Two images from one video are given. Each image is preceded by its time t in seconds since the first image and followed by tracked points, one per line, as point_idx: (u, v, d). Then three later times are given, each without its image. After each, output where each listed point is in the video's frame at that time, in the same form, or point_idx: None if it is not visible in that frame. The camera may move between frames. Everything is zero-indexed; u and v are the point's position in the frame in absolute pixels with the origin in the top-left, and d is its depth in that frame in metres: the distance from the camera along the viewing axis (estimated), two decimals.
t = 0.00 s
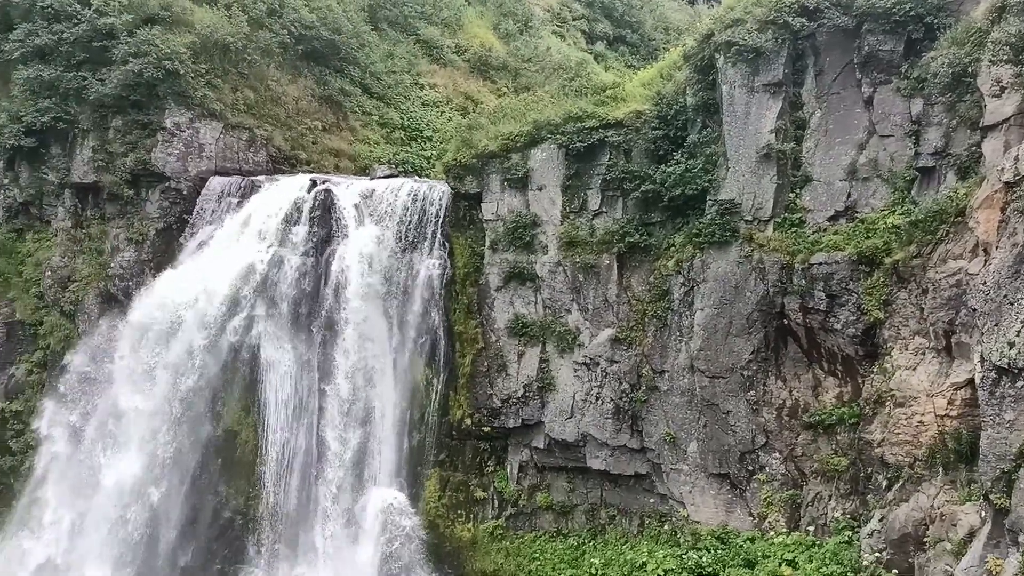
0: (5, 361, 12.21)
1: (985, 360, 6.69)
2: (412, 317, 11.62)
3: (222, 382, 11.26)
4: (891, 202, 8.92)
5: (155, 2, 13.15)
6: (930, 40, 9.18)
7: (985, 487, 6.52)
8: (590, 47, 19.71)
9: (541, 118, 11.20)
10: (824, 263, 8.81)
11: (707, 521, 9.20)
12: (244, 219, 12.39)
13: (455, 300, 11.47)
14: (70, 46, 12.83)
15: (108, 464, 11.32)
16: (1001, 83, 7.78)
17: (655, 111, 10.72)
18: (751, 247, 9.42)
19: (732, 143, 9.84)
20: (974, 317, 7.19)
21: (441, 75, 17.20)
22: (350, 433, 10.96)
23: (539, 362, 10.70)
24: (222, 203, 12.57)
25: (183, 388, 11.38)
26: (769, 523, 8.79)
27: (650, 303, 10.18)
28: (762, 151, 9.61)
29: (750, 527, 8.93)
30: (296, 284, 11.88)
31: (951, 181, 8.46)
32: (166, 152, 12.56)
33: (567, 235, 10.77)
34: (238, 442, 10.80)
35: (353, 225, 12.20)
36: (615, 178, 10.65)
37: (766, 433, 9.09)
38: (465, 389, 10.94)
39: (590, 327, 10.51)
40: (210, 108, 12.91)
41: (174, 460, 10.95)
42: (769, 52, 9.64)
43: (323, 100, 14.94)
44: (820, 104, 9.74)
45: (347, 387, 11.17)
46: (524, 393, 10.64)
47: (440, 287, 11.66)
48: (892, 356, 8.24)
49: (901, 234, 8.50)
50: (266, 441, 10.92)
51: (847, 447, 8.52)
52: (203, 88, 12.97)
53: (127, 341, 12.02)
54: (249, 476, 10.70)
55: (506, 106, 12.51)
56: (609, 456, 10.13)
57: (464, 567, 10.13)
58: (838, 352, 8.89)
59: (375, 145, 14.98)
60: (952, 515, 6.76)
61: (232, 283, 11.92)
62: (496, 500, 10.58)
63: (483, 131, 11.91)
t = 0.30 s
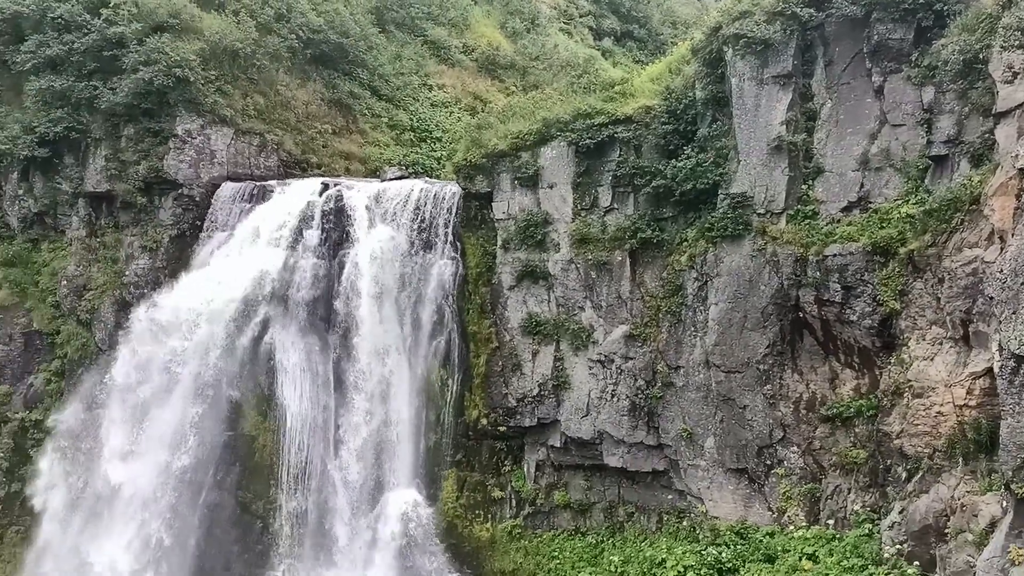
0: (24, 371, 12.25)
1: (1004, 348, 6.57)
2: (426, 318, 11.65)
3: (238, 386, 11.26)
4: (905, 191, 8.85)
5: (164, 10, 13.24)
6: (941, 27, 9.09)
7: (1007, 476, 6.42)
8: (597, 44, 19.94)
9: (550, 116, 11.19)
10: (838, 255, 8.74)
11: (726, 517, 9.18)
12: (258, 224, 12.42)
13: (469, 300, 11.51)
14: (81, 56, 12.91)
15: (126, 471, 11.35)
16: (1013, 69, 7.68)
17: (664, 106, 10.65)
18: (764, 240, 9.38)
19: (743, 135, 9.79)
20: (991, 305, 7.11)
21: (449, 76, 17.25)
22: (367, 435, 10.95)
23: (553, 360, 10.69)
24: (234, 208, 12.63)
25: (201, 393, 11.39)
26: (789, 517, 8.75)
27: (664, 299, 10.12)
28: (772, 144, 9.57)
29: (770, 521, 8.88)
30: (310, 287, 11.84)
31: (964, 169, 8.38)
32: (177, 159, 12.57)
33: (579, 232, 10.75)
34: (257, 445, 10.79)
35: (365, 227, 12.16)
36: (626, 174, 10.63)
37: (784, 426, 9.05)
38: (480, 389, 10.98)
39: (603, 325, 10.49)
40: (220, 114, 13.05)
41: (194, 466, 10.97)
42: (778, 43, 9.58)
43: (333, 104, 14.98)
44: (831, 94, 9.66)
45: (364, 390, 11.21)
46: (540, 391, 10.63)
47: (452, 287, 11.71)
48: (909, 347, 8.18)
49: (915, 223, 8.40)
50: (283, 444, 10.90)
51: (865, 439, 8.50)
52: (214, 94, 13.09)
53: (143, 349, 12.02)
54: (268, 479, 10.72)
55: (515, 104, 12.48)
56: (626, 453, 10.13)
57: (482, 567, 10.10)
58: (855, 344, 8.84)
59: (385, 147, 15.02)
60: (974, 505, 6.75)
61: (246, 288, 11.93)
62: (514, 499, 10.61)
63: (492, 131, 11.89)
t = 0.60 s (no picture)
0: (47, 380, 12.45)
1: None
2: (442, 318, 11.61)
3: (258, 389, 11.31)
4: (920, 178, 8.82)
5: (175, 17, 13.30)
6: (954, 11, 8.99)
7: None
8: (606, 38, 20.13)
9: (561, 112, 11.19)
10: (855, 244, 8.70)
11: (747, 509, 9.14)
12: (273, 228, 12.43)
13: (484, 298, 11.48)
14: (93, 66, 12.97)
15: (150, 473, 11.51)
16: None
17: (675, 99, 10.60)
18: (780, 231, 9.32)
19: (756, 126, 9.73)
20: (1011, 292, 6.96)
21: (459, 75, 17.22)
22: (387, 436, 11.00)
23: (570, 356, 10.68)
24: (248, 213, 12.65)
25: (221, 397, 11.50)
26: (812, 508, 8.72)
27: (680, 292, 10.07)
28: (786, 134, 9.52)
29: (792, 513, 8.85)
30: (326, 289, 11.82)
31: (981, 153, 8.31)
32: (191, 166, 12.61)
33: (593, 228, 10.74)
34: (276, 448, 10.77)
35: (380, 228, 12.17)
36: (638, 168, 10.59)
37: (804, 418, 9.03)
38: (498, 387, 10.97)
39: (620, 320, 10.45)
40: (232, 119, 12.94)
41: (216, 469, 11.11)
42: (788, 32, 9.50)
43: (344, 106, 15.00)
44: (844, 82, 9.57)
45: (382, 390, 11.24)
46: (558, 387, 10.63)
47: (468, 286, 11.64)
48: (929, 334, 8.11)
49: (932, 210, 8.35)
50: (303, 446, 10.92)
51: (887, 428, 8.45)
52: (226, 100, 13.03)
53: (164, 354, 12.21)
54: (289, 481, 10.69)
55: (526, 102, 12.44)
56: (646, 448, 10.07)
57: (505, 564, 10.13)
58: (874, 333, 8.77)
59: (397, 148, 15.00)
60: (997, 493, 6.51)
61: (263, 291, 12.00)
62: (534, 496, 10.61)
63: (504, 129, 11.92)
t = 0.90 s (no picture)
0: (73, 391, 12.67)
1: None
2: (462, 320, 11.61)
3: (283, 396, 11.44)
4: (942, 167, 8.70)
5: (191, 28, 13.37)
6: None
7: None
8: (621, 36, 20.28)
9: (577, 111, 11.17)
10: (877, 235, 8.66)
11: (774, 505, 9.08)
12: (293, 235, 12.48)
13: (504, 299, 11.52)
14: (112, 78, 13.17)
15: (178, 477, 11.63)
16: None
17: (691, 94, 10.57)
18: (800, 225, 9.25)
19: (774, 119, 9.63)
20: None
21: (474, 76, 17.34)
22: (411, 439, 11.02)
23: (592, 356, 10.65)
24: (268, 220, 12.73)
25: (245, 404, 11.58)
26: (839, 503, 8.65)
27: (701, 289, 10.03)
28: (805, 126, 9.40)
29: (820, 508, 8.77)
30: (346, 294, 11.86)
31: (1003, 141, 8.04)
32: (211, 175, 12.74)
33: (611, 226, 10.71)
34: (302, 454, 10.94)
35: (398, 232, 12.20)
36: (656, 165, 10.53)
37: (829, 412, 8.96)
38: (520, 387, 10.99)
39: (641, 318, 10.40)
40: (250, 127, 13.06)
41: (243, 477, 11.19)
42: (804, 24, 9.44)
43: (360, 111, 15.03)
44: (861, 73, 9.54)
45: (405, 394, 11.26)
46: (580, 387, 10.61)
47: (487, 287, 11.63)
48: (954, 325, 7.97)
49: (954, 199, 8.26)
50: (327, 451, 10.98)
51: (914, 421, 8.35)
52: (243, 109, 13.13)
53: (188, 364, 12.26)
54: (317, 487, 10.83)
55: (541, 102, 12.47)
56: (670, 446, 10.03)
57: (531, 565, 10.16)
58: (898, 325, 8.69)
59: (413, 152, 15.06)
60: None
61: (284, 298, 12.05)
62: (559, 496, 10.59)
63: (520, 129, 11.93)
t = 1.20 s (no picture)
0: (106, 397, 12.84)
1: None
2: (489, 320, 11.65)
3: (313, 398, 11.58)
4: (970, 155, 8.59)
5: (214, 36, 13.54)
6: None
7: None
8: (641, 31, 20.68)
9: (599, 108, 11.16)
10: (905, 226, 8.57)
11: (806, 500, 8.98)
12: (319, 239, 12.58)
13: (529, 298, 11.56)
14: (138, 87, 13.34)
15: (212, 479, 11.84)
16: None
17: (714, 88, 10.50)
18: (827, 217, 9.17)
19: (799, 111, 9.55)
20: None
21: (495, 76, 17.58)
22: (440, 439, 11.06)
23: (619, 352, 10.63)
24: (295, 224, 12.83)
25: (278, 407, 11.78)
26: (872, 497, 8.56)
27: (727, 283, 9.98)
28: (829, 117, 9.34)
29: (853, 502, 8.70)
30: (373, 296, 11.92)
31: None
32: (237, 180, 12.85)
33: (636, 223, 10.70)
34: (333, 455, 11.02)
35: (423, 234, 12.23)
36: (680, 160, 10.49)
37: (860, 405, 8.84)
38: (547, 386, 11.01)
39: (667, 314, 10.35)
40: (275, 133, 13.20)
41: (276, 481, 11.38)
42: (827, 15, 9.34)
43: (383, 114, 15.14)
44: (886, 62, 9.43)
45: (433, 394, 11.29)
46: (607, 384, 10.60)
47: (513, 287, 11.67)
48: (987, 315, 7.84)
49: (984, 187, 8.16)
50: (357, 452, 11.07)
51: (947, 412, 8.28)
52: (268, 114, 13.30)
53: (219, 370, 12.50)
54: (348, 488, 10.91)
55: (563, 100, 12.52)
56: (700, 442, 9.97)
57: (562, 562, 10.15)
58: (930, 316, 8.59)
59: (436, 155, 15.09)
60: None
61: (312, 302, 12.19)
62: (589, 494, 10.60)
63: (542, 128, 11.95)
